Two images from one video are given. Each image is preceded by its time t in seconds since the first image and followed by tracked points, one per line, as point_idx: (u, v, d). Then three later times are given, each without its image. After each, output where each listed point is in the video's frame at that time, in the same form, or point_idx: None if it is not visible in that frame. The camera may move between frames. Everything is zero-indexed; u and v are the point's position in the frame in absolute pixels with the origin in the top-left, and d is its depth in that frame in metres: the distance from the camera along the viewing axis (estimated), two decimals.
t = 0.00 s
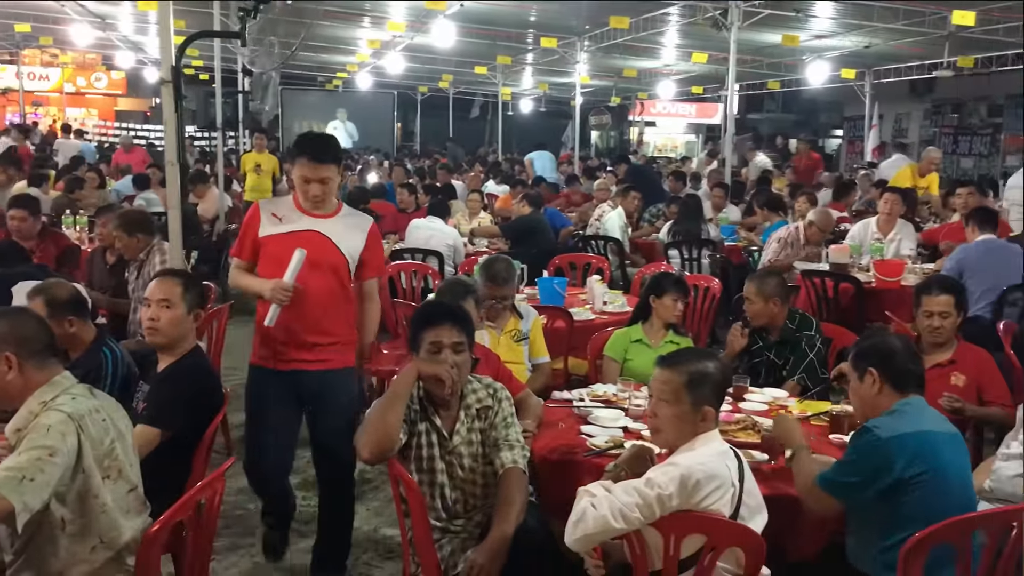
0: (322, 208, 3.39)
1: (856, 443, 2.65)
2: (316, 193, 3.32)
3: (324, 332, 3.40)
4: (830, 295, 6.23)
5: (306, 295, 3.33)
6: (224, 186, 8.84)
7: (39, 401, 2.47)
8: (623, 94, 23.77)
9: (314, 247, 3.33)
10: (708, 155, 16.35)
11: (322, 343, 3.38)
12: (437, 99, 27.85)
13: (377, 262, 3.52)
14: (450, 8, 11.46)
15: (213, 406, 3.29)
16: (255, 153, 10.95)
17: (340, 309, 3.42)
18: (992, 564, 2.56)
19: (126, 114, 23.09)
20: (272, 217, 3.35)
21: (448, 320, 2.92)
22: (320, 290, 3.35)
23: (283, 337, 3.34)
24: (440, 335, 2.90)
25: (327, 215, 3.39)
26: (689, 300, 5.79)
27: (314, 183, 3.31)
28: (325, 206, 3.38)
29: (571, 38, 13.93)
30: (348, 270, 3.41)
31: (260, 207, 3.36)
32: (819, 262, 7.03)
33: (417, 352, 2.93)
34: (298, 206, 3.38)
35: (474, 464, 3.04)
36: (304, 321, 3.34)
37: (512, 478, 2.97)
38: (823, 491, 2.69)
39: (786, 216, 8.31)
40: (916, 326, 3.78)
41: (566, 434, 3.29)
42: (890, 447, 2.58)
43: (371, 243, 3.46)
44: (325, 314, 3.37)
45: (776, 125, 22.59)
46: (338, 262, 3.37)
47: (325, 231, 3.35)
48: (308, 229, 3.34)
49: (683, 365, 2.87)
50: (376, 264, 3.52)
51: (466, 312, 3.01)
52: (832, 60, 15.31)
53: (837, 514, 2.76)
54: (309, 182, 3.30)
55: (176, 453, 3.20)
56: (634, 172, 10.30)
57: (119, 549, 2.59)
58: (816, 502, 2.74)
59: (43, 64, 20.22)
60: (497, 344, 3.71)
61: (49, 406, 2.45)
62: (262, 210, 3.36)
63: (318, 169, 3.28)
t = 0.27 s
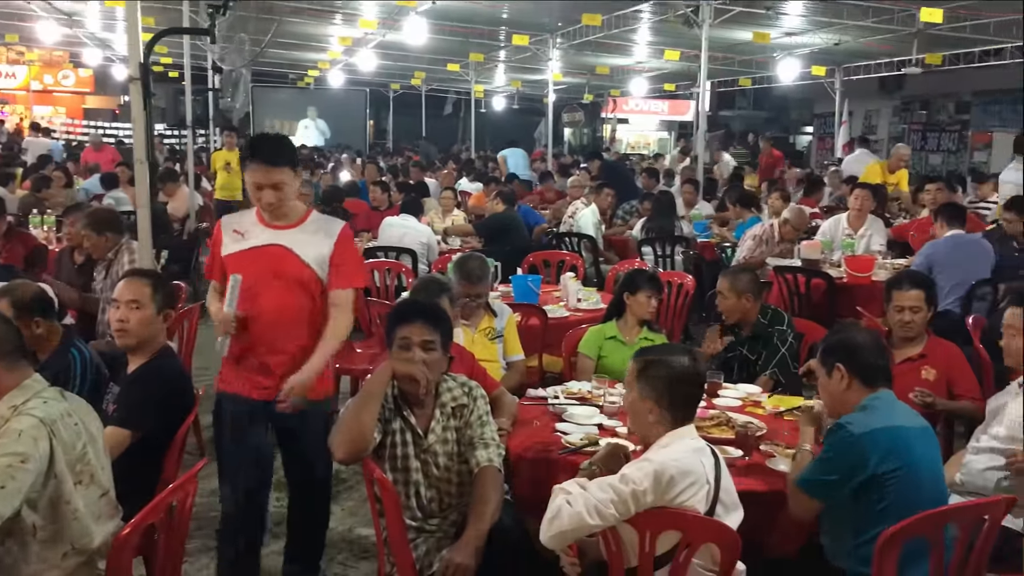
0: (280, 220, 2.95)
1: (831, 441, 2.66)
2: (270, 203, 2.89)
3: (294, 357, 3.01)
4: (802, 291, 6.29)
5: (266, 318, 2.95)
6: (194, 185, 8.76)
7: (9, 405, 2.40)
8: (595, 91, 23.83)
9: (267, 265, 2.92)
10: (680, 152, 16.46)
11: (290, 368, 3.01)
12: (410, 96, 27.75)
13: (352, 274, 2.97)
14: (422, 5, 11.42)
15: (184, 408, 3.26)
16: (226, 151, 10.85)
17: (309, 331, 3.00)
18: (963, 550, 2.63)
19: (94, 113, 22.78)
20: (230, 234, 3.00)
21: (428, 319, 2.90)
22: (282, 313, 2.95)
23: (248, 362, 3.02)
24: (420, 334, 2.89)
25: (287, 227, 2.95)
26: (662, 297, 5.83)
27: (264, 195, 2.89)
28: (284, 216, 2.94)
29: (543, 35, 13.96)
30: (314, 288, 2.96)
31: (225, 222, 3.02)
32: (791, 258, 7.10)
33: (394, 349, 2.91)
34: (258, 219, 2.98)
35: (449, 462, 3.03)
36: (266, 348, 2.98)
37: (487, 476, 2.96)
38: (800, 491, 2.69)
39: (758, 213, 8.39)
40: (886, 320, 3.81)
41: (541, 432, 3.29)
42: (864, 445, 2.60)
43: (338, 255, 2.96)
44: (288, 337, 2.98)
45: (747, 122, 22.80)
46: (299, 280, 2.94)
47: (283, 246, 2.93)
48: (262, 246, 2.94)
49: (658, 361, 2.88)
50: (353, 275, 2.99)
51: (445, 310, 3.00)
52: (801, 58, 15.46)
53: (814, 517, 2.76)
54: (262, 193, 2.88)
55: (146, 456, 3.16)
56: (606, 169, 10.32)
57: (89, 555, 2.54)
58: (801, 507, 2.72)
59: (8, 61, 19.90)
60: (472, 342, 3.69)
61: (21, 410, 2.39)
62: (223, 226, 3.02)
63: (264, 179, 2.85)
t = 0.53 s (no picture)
0: (235, 218, 2.65)
1: (804, 438, 2.68)
2: (231, 198, 2.58)
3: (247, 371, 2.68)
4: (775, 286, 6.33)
5: (211, 323, 2.64)
6: (166, 183, 8.68)
7: None
8: (569, 88, 23.86)
9: (213, 265, 2.63)
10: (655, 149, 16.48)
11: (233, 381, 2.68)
12: (384, 94, 27.63)
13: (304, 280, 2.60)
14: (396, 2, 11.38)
15: (155, 406, 3.22)
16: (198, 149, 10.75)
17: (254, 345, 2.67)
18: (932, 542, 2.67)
19: (63, 110, 22.47)
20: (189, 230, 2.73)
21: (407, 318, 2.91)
22: (228, 321, 2.63)
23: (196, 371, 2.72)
24: (397, 331, 2.89)
25: (241, 226, 2.64)
26: (637, 293, 5.84)
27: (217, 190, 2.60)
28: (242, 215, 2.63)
29: (518, 33, 13.96)
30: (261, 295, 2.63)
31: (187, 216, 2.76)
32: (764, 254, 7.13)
33: (372, 347, 2.91)
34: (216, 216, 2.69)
35: (426, 460, 3.02)
36: (210, 356, 2.68)
37: (464, 474, 2.95)
38: (769, 491, 2.72)
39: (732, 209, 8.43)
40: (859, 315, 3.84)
41: (517, 429, 3.29)
42: (831, 444, 2.62)
43: (289, 260, 2.60)
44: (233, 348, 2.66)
45: (721, 119, 22.92)
46: (246, 284, 2.61)
47: (234, 246, 2.62)
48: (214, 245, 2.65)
49: (634, 356, 2.90)
50: (304, 283, 2.61)
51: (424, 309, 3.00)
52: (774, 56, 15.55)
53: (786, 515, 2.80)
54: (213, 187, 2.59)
55: (119, 456, 3.13)
56: (581, 166, 10.33)
57: (60, 558, 2.52)
58: (770, 506, 2.77)
59: None
60: (447, 339, 3.68)
61: None
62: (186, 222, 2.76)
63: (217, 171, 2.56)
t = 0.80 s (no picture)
0: (225, 222, 2.27)
1: (779, 439, 2.71)
2: (232, 197, 2.21)
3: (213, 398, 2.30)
4: (750, 283, 6.38)
5: (180, 337, 2.28)
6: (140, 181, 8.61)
7: None
8: (546, 85, 23.88)
9: (191, 272, 2.25)
10: (631, 146, 16.53)
11: (196, 404, 2.31)
12: (360, 91, 27.51)
13: (283, 309, 2.19)
14: None
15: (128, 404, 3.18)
16: (172, 146, 10.67)
17: (227, 370, 2.29)
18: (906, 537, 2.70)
19: (34, 107, 22.19)
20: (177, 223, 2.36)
21: (388, 317, 2.92)
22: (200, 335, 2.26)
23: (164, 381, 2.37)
24: (376, 328, 2.88)
25: (230, 233, 2.25)
26: (614, 290, 5.86)
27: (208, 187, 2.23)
28: (235, 216, 2.26)
29: (494, 30, 13.96)
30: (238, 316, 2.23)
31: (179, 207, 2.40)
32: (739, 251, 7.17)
33: (349, 345, 2.90)
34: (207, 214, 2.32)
35: (403, 458, 3.02)
36: (177, 373, 2.31)
37: (442, 471, 2.95)
38: (747, 489, 2.74)
39: (707, 206, 8.48)
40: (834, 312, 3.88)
41: (494, 426, 3.28)
42: (808, 441, 2.65)
43: (274, 285, 2.20)
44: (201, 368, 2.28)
45: (697, 117, 23.05)
46: (221, 301, 2.21)
47: (215, 255, 2.23)
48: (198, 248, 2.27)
49: (612, 351, 2.93)
50: (293, 314, 2.21)
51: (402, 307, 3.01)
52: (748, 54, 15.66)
53: (764, 514, 2.82)
54: (211, 182, 2.22)
55: (91, 456, 3.08)
56: (557, 164, 10.34)
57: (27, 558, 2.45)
58: (751, 506, 2.80)
59: None
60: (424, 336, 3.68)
61: None
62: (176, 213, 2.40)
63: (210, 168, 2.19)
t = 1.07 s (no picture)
0: (253, 243, 1.80)
1: (759, 435, 2.73)
2: (271, 215, 1.77)
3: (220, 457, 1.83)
4: (728, 280, 6.42)
5: (190, 383, 1.81)
6: (114, 179, 8.52)
7: None
8: (524, 82, 23.86)
9: (211, 302, 1.79)
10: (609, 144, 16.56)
11: (198, 463, 1.84)
12: (337, 88, 27.36)
13: (326, 352, 1.80)
14: None
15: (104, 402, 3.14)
16: (147, 144, 10.56)
17: (251, 423, 1.83)
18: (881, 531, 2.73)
19: (6, 104, 21.86)
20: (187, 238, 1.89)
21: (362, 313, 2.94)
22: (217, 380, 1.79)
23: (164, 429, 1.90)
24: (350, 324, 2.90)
25: (259, 256, 1.80)
26: (592, 287, 5.87)
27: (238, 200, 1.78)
28: (268, 239, 1.80)
29: (472, 27, 13.93)
30: (268, 359, 1.79)
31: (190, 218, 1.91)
32: (716, 247, 7.21)
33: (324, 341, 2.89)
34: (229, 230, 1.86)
35: (381, 456, 3.00)
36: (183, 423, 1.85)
37: (420, 469, 2.94)
38: (726, 484, 2.77)
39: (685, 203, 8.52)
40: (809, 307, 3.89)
41: (472, 424, 3.28)
42: (787, 437, 2.68)
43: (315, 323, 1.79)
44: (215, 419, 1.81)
45: (675, 114, 23.14)
46: (248, 340, 1.77)
47: (242, 282, 1.78)
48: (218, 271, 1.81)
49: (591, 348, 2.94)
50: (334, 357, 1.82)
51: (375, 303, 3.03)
52: (725, 52, 15.71)
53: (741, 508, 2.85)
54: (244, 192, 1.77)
55: (66, 455, 3.04)
56: (535, 161, 10.34)
57: None
58: (729, 500, 2.83)
59: None
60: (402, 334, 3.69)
61: None
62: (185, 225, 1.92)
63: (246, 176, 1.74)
